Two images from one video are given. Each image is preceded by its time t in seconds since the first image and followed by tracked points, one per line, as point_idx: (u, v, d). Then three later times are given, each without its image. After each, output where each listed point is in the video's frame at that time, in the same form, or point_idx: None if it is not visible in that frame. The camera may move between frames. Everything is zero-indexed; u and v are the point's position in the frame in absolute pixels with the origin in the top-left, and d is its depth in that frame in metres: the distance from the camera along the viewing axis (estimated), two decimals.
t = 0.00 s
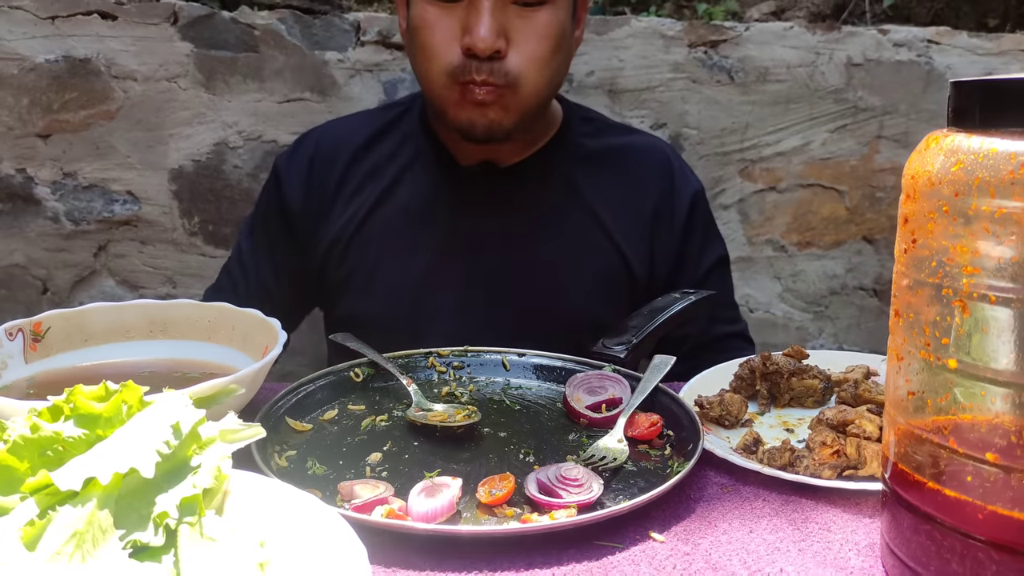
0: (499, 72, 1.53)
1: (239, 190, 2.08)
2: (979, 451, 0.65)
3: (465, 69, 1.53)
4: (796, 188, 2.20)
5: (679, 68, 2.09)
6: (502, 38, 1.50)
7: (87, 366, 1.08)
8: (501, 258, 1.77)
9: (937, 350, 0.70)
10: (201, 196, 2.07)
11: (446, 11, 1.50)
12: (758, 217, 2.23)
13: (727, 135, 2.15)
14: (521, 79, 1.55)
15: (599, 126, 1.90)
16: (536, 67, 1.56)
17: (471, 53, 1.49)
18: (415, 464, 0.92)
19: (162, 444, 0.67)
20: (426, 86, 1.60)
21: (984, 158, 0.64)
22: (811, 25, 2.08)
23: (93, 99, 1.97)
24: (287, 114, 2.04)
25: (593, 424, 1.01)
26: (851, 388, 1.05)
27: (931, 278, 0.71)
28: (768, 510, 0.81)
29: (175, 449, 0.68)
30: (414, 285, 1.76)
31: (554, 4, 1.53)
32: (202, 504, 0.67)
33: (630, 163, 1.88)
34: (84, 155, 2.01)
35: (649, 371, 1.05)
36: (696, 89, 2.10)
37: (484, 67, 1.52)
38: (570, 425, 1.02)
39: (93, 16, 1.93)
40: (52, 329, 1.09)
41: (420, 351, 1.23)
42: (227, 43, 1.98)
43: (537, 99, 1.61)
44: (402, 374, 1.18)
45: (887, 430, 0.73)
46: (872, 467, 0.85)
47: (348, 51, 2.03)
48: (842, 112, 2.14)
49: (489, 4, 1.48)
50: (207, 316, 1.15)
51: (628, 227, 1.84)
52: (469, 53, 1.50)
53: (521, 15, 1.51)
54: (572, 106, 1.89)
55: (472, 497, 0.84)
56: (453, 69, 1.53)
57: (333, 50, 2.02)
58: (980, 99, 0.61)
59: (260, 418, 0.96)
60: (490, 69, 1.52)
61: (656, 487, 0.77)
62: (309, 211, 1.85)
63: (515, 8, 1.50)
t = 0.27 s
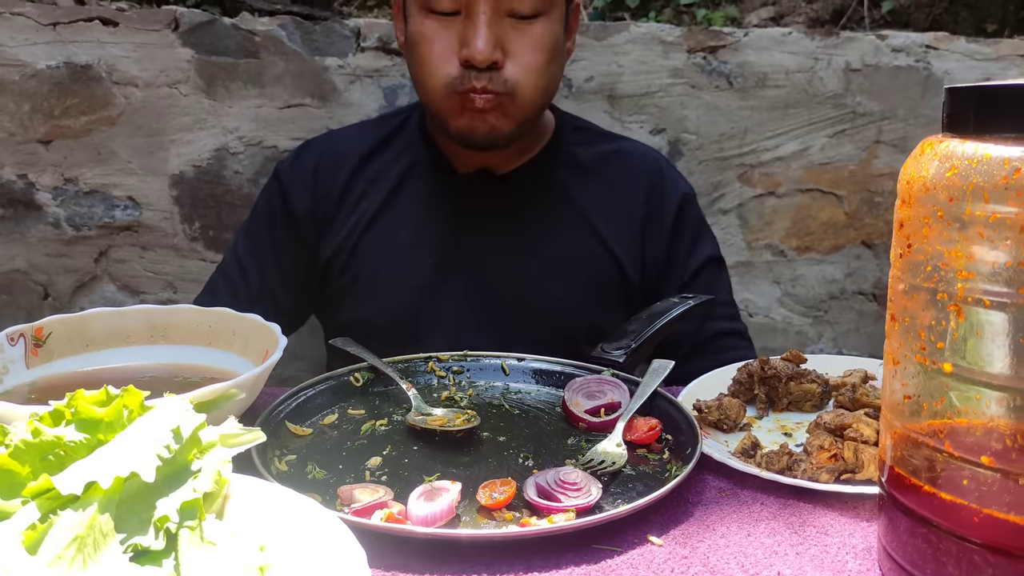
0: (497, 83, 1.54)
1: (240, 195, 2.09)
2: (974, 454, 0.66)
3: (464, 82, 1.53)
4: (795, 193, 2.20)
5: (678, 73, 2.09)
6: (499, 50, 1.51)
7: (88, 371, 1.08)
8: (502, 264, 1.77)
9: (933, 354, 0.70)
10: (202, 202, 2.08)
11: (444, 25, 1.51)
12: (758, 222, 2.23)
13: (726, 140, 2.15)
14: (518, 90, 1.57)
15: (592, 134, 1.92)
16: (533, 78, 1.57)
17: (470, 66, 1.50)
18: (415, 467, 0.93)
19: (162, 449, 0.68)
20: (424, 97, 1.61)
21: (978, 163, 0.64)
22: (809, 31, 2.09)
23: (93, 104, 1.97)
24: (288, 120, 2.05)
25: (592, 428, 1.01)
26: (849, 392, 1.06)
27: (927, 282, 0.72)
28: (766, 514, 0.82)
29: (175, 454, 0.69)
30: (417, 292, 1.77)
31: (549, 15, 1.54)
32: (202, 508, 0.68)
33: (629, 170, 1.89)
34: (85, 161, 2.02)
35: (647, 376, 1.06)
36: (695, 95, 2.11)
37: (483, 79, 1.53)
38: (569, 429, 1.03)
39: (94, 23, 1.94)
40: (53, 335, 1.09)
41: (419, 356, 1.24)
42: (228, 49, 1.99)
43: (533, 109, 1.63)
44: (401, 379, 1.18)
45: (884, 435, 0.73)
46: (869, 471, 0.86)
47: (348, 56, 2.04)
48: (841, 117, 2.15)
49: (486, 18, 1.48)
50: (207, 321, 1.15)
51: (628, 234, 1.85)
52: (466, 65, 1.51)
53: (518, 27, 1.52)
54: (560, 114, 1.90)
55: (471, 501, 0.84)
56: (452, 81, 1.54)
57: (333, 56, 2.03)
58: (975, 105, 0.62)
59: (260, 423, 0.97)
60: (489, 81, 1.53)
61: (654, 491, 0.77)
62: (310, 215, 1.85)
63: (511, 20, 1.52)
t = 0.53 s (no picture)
0: (503, 93, 1.56)
1: (241, 200, 2.10)
2: (969, 456, 0.67)
3: (471, 91, 1.55)
4: (795, 198, 2.22)
5: (678, 79, 2.10)
6: (506, 60, 1.52)
7: (92, 375, 1.09)
8: (507, 268, 1.79)
9: (928, 357, 0.71)
10: (204, 207, 2.09)
11: (452, 35, 1.52)
12: (757, 227, 2.24)
13: (726, 145, 2.16)
14: (523, 99, 1.58)
15: (588, 140, 1.94)
16: (537, 88, 1.58)
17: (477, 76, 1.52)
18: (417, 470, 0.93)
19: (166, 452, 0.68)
20: (430, 107, 1.62)
21: (972, 169, 0.65)
22: (808, 36, 2.10)
23: (96, 110, 1.98)
24: (289, 125, 2.06)
25: (592, 431, 1.02)
26: (847, 395, 1.07)
27: (922, 286, 0.73)
28: (765, 516, 0.83)
29: (179, 457, 0.70)
30: (422, 294, 1.78)
31: (554, 25, 1.56)
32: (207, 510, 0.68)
33: (629, 173, 1.90)
34: (87, 166, 2.02)
35: (647, 380, 1.07)
36: (694, 100, 2.12)
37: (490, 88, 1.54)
38: (569, 433, 1.03)
39: (96, 29, 1.94)
40: (58, 339, 1.10)
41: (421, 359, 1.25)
42: (230, 55, 2.00)
43: (537, 117, 1.64)
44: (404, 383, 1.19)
45: (881, 437, 0.74)
46: (867, 473, 0.87)
47: (349, 62, 2.05)
48: (840, 122, 2.16)
49: (494, 29, 1.50)
50: (210, 325, 1.16)
51: (628, 236, 1.87)
52: (473, 76, 1.53)
53: (524, 38, 1.53)
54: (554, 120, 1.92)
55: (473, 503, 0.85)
56: (459, 91, 1.55)
57: (335, 62, 2.04)
58: (969, 112, 0.62)
59: (263, 426, 0.97)
60: (495, 90, 1.55)
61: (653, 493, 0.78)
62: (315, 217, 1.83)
63: (518, 30, 1.53)
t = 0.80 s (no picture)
0: (505, 99, 1.57)
1: (242, 205, 2.11)
2: (963, 457, 0.67)
3: (474, 95, 1.56)
4: (793, 202, 2.22)
5: (676, 84, 2.11)
6: (509, 67, 1.53)
7: (94, 379, 1.10)
8: (507, 271, 1.80)
9: (923, 360, 0.72)
10: (204, 212, 2.10)
11: (457, 40, 1.53)
12: (756, 230, 2.24)
13: (724, 150, 2.17)
14: (526, 106, 1.59)
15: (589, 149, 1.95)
16: (540, 95, 1.59)
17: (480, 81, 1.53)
18: (417, 472, 0.94)
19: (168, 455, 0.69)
20: (434, 111, 1.63)
21: (965, 173, 0.66)
22: (806, 41, 2.11)
23: (97, 116, 1.99)
24: (289, 130, 2.08)
25: (591, 434, 1.03)
26: (844, 398, 1.08)
27: (916, 289, 0.73)
28: (761, 517, 0.83)
29: (181, 460, 0.70)
30: (422, 297, 1.79)
31: (557, 33, 1.57)
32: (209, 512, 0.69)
33: (628, 179, 1.92)
34: (88, 172, 2.03)
35: (646, 383, 1.07)
36: (693, 105, 2.13)
37: (492, 93, 1.55)
38: (568, 435, 1.04)
39: (97, 35, 1.95)
40: (60, 343, 1.11)
41: (421, 364, 1.25)
42: (230, 61, 2.01)
43: (539, 124, 1.65)
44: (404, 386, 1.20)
45: (877, 439, 0.74)
46: (863, 475, 0.88)
47: (349, 67, 2.07)
48: (837, 126, 2.17)
49: (498, 36, 1.51)
50: (211, 330, 1.16)
51: (627, 242, 1.88)
52: (476, 81, 1.54)
53: (527, 45, 1.55)
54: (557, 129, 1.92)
55: (472, 506, 0.86)
56: (461, 96, 1.56)
57: (334, 67, 2.05)
58: (962, 117, 0.63)
59: (265, 429, 0.98)
60: (498, 96, 1.56)
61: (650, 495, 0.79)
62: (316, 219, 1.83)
63: (521, 38, 1.54)
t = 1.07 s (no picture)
0: (501, 103, 1.58)
1: (241, 206, 2.12)
2: (953, 455, 0.68)
3: (469, 99, 1.56)
4: (790, 202, 2.23)
5: (674, 84, 2.12)
6: (505, 71, 1.54)
7: (94, 380, 1.11)
8: (505, 273, 1.81)
9: (913, 359, 0.73)
10: (203, 213, 2.11)
11: (454, 43, 1.54)
12: (754, 230, 2.25)
13: (722, 150, 2.18)
14: (521, 112, 1.60)
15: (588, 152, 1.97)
16: (535, 100, 1.60)
17: (476, 84, 1.53)
18: (415, 471, 0.95)
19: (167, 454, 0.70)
20: (431, 115, 1.64)
21: (954, 174, 0.66)
22: (803, 41, 2.12)
23: (96, 117, 2.00)
24: (288, 131, 2.08)
25: (587, 433, 1.03)
26: (838, 397, 1.09)
27: (906, 289, 0.74)
28: (756, 515, 0.84)
29: (180, 459, 0.71)
30: (421, 299, 1.80)
31: (554, 39, 1.57)
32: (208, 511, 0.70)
33: (626, 182, 1.92)
34: (88, 173, 2.04)
35: (641, 383, 1.08)
36: (690, 105, 2.13)
37: (488, 97, 1.56)
38: (564, 435, 1.05)
39: (96, 37, 1.96)
40: (60, 344, 1.11)
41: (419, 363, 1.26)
42: (229, 62, 2.02)
43: (533, 129, 1.66)
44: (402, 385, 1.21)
45: (868, 438, 0.75)
46: (857, 473, 0.89)
47: (347, 69, 2.07)
48: (835, 126, 2.17)
49: (495, 41, 1.51)
50: (210, 330, 1.17)
51: (625, 245, 1.89)
52: (473, 87, 1.54)
53: (524, 51, 1.55)
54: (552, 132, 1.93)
55: (468, 504, 0.86)
56: (457, 99, 1.57)
57: (333, 68, 2.06)
58: (951, 119, 0.64)
59: (264, 429, 0.99)
60: (493, 100, 1.57)
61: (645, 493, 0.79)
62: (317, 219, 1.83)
63: (518, 43, 1.55)
